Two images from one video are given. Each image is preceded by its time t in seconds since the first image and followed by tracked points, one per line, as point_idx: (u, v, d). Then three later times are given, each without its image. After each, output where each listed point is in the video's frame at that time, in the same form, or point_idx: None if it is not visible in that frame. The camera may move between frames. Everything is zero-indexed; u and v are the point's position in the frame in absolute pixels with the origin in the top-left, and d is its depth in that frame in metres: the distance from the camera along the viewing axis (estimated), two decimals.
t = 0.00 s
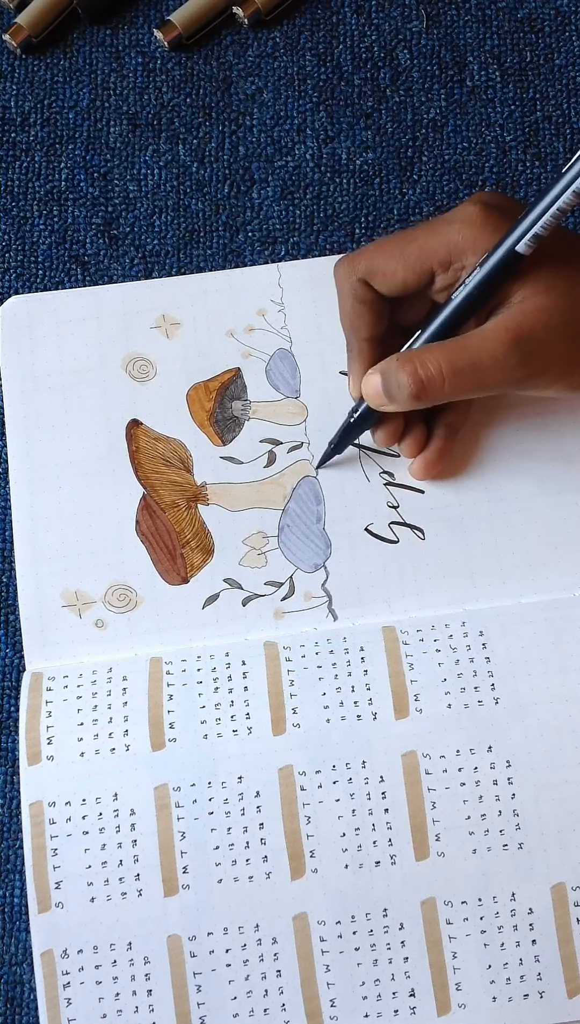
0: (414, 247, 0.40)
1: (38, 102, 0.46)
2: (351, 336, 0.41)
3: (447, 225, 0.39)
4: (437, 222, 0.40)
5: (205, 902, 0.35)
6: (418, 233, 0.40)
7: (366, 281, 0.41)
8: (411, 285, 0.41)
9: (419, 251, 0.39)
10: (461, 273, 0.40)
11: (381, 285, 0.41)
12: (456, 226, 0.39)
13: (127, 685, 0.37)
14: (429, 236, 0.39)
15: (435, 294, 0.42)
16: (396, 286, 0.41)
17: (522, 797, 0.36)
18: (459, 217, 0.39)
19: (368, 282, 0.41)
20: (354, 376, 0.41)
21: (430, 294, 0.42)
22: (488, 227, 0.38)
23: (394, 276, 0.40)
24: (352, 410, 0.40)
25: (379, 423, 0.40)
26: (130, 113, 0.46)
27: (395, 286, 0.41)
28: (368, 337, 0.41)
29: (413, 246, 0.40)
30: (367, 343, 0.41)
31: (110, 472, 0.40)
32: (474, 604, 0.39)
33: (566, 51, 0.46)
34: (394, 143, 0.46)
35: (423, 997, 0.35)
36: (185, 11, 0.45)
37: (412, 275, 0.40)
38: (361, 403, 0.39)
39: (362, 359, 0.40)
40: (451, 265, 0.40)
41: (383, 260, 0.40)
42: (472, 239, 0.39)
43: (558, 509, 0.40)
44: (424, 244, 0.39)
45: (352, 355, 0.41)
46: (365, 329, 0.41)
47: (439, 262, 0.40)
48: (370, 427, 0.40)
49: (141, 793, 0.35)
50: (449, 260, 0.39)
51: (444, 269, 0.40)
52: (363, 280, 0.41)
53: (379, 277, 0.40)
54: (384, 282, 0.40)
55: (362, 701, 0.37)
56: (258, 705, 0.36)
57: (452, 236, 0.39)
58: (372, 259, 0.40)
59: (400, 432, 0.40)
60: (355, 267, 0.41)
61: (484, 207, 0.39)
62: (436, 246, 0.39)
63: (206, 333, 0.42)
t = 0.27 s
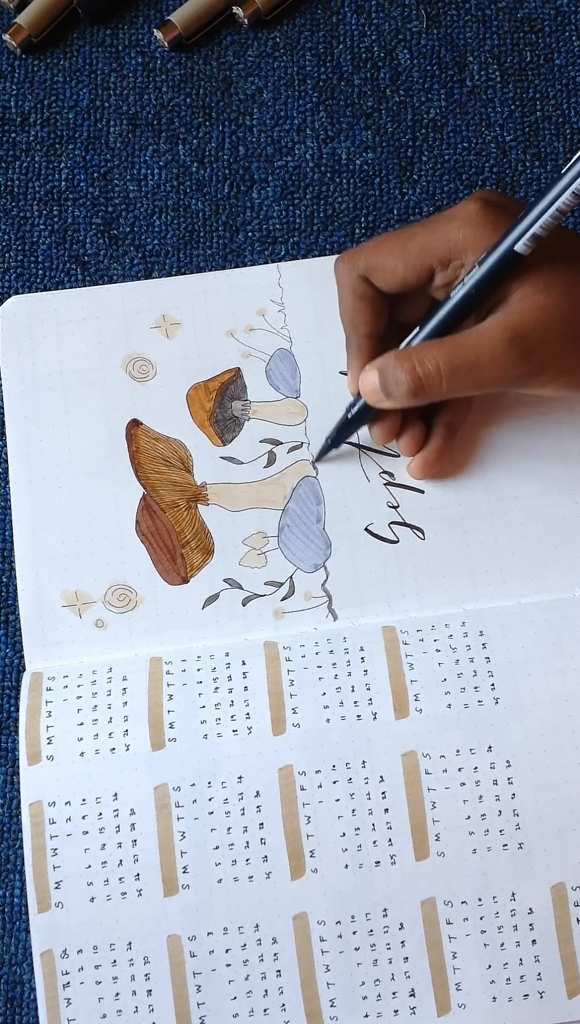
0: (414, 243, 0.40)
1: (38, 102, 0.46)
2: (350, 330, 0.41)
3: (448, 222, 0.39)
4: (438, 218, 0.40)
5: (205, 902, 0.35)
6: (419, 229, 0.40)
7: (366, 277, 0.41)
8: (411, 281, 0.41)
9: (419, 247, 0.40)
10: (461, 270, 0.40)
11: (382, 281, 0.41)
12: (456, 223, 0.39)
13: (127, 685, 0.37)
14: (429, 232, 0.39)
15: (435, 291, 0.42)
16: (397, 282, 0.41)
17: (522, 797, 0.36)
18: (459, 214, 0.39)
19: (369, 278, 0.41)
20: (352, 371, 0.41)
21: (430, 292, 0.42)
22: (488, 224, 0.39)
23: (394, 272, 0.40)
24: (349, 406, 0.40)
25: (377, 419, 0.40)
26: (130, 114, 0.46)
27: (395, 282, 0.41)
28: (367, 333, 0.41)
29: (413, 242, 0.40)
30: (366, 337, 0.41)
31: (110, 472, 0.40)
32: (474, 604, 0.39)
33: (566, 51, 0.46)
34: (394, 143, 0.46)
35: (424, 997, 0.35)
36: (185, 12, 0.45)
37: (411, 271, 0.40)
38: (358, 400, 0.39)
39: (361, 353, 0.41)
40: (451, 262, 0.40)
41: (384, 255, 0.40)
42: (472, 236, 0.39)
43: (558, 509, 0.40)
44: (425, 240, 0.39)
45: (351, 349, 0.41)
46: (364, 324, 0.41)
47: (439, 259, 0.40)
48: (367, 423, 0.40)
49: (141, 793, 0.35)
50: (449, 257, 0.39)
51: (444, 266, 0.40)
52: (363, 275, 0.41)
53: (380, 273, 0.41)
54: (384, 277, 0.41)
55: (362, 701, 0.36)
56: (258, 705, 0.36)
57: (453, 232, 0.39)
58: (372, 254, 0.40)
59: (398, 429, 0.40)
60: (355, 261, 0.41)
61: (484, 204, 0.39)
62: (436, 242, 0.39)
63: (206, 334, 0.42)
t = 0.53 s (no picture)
0: (418, 232, 0.40)
1: (38, 102, 0.46)
2: (352, 319, 0.41)
3: (452, 212, 0.39)
4: (442, 210, 0.40)
5: (205, 902, 0.35)
6: (423, 219, 0.40)
7: (370, 266, 0.41)
8: (414, 271, 0.40)
9: (423, 237, 0.39)
10: (465, 260, 0.40)
11: (385, 270, 0.41)
12: (460, 214, 0.39)
13: (127, 685, 0.37)
14: (433, 222, 0.39)
15: (438, 283, 0.42)
16: (399, 272, 0.40)
17: (522, 797, 0.36)
18: (463, 206, 0.39)
19: (373, 268, 0.41)
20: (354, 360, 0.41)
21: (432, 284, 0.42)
22: (491, 216, 0.39)
23: (398, 260, 0.40)
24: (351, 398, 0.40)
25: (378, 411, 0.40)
26: (130, 113, 0.46)
27: (398, 272, 0.41)
28: (370, 321, 0.41)
29: (417, 231, 0.40)
30: (369, 326, 0.41)
31: (110, 472, 0.40)
32: (474, 604, 0.39)
33: (566, 51, 0.46)
34: (394, 143, 0.46)
35: (423, 997, 0.35)
36: (185, 12, 0.45)
37: (414, 261, 0.40)
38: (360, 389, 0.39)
39: (363, 342, 0.40)
40: (454, 253, 0.40)
41: (388, 245, 0.40)
42: (476, 227, 0.39)
43: (558, 508, 0.40)
44: (429, 230, 0.39)
45: (353, 338, 0.41)
46: (366, 313, 0.41)
47: (442, 249, 0.40)
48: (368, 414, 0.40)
49: (141, 793, 0.35)
50: (452, 248, 0.39)
51: (447, 255, 0.40)
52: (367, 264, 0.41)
53: (383, 262, 0.40)
54: (387, 265, 0.40)
55: (362, 701, 0.37)
56: (258, 705, 0.36)
57: (456, 222, 0.39)
58: (376, 242, 0.40)
59: (399, 423, 0.40)
60: (358, 250, 0.41)
61: (488, 197, 0.39)
62: (440, 232, 0.39)
63: (206, 334, 0.42)
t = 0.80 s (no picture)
0: (419, 231, 0.40)
1: (38, 102, 0.46)
2: (351, 317, 0.41)
3: (454, 212, 0.39)
4: (443, 210, 0.40)
5: (205, 902, 0.35)
6: (424, 219, 0.40)
7: (370, 265, 0.41)
8: (414, 270, 0.40)
9: (424, 236, 0.39)
10: (465, 260, 0.40)
11: (385, 270, 0.41)
12: (462, 214, 0.39)
13: (128, 685, 0.37)
14: (434, 221, 0.39)
15: (438, 283, 0.42)
16: (400, 271, 0.40)
17: (522, 797, 0.36)
18: (465, 206, 0.39)
19: (373, 266, 0.41)
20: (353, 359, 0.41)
21: (433, 284, 0.42)
22: (492, 216, 0.39)
23: (398, 259, 0.40)
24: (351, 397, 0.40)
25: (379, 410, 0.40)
26: (130, 113, 0.46)
27: (398, 271, 0.41)
28: (369, 319, 0.41)
29: (418, 230, 0.40)
30: (368, 323, 0.41)
31: (110, 472, 0.40)
32: (474, 604, 0.39)
33: (567, 51, 0.46)
34: (394, 143, 0.46)
35: (424, 997, 0.35)
36: (185, 11, 0.45)
37: (415, 260, 0.40)
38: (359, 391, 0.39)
39: (363, 340, 0.40)
40: (455, 252, 0.40)
41: (388, 244, 0.40)
42: (477, 226, 0.39)
43: (558, 508, 0.40)
44: (430, 229, 0.39)
45: (353, 336, 0.41)
46: (366, 310, 0.41)
47: (443, 248, 0.40)
48: (368, 414, 0.40)
49: (141, 793, 0.35)
50: (453, 247, 0.39)
51: (448, 255, 0.40)
52: (367, 264, 0.41)
53: (383, 261, 0.40)
54: (388, 264, 0.40)
55: (362, 701, 0.37)
56: (258, 705, 0.36)
57: (458, 222, 0.39)
58: (377, 241, 0.40)
59: (398, 422, 0.40)
60: (359, 248, 0.41)
61: (490, 198, 0.39)
62: (441, 232, 0.39)
63: (206, 334, 0.42)
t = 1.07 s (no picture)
0: (418, 229, 0.39)
1: (38, 102, 0.46)
2: (349, 315, 0.41)
3: (453, 208, 0.39)
4: (442, 206, 0.40)
5: (205, 902, 0.35)
6: (423, 214, 0.40)
7: (368, 262, 0.41)
8: (412, 268, 0.40)
9: (422, 233, 0.39)
10: (462, 257, 0.40)
11: (383, 267, 0.40)
12: (460, 212, 0.39)
13: (128, 685, 0.37)
14: (433, 219, 0.39)
15: (435, 279, 0.42)
16: (398, 268, 0.40)
17: (522, 797, 0.36)
18: (463, 203, 0.39)
19: (371, 263, 0.41)
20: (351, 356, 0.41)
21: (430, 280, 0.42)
22: (491, 214, 0.39)
23: (396, 257, 0.40)
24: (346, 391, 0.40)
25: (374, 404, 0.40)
26: (130, 113, 0.46)
27: (396, 269, 0.41)
28: (367, 318, 0.41)
29: (417, 227, 0.40)
30: (365, 322, 0.41)
31: (111, 472, 0.40)
32: (474, 604, 0.39)
33: (567, 51, 0.46)
34: (394, 143, 0.46)
35: (423, 997, 0.35)
36: (185, 11, 0.45)
37: (413, 258, 0.40)
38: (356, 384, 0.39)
39: (360, 338, 0.41)
40: (453, 250, 0.40)
41: (387, 241, 0.40)
42: (475, 225, 0.39)
43: (558, 508, 0.40)
44: (428, 227, 0.39)
45: (349, 332, 0.41)
46: (363, 308, 0.41)
47: (441, 245, 0.40)
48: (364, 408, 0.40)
49: (141, 793, 0.35)
50: (450, 244, 0.39)
51: (446, 253, 0.40)
52: (365, 260, 0.41)
53: (381, 258, 0.40)
54: (386, 261, 0.40)
55: (362, 701, 0.36)
56: (258, 705, 0.36)
57: (456, 220, 0.39)
58: (375, 237, 0.40)
59: (394, 417, 0.41)
60: (357, 245, 0.41)
61: (488, 195, 0.39)
62: (440, 229, 0.39)
63: (206, 334, 0.42)
